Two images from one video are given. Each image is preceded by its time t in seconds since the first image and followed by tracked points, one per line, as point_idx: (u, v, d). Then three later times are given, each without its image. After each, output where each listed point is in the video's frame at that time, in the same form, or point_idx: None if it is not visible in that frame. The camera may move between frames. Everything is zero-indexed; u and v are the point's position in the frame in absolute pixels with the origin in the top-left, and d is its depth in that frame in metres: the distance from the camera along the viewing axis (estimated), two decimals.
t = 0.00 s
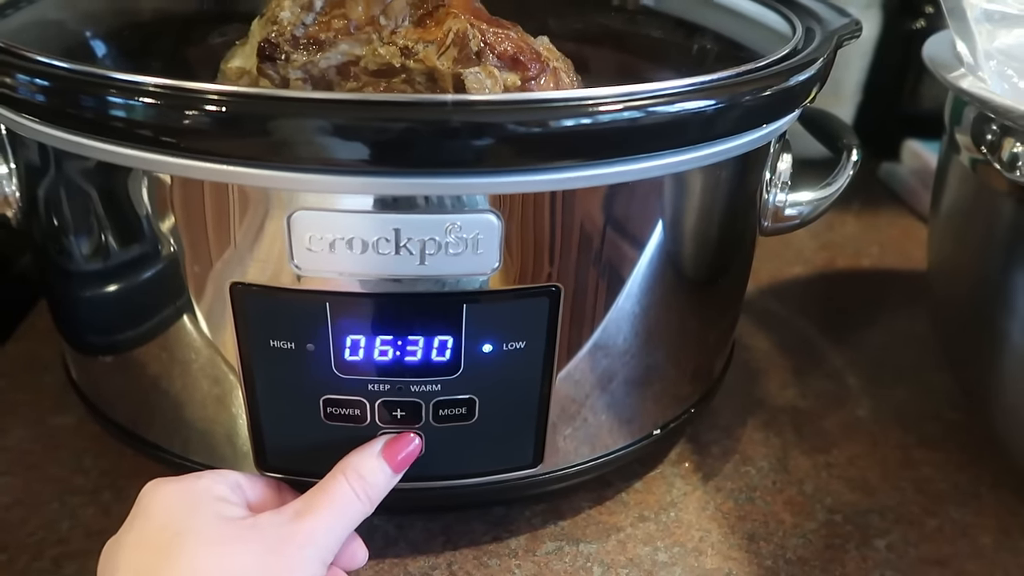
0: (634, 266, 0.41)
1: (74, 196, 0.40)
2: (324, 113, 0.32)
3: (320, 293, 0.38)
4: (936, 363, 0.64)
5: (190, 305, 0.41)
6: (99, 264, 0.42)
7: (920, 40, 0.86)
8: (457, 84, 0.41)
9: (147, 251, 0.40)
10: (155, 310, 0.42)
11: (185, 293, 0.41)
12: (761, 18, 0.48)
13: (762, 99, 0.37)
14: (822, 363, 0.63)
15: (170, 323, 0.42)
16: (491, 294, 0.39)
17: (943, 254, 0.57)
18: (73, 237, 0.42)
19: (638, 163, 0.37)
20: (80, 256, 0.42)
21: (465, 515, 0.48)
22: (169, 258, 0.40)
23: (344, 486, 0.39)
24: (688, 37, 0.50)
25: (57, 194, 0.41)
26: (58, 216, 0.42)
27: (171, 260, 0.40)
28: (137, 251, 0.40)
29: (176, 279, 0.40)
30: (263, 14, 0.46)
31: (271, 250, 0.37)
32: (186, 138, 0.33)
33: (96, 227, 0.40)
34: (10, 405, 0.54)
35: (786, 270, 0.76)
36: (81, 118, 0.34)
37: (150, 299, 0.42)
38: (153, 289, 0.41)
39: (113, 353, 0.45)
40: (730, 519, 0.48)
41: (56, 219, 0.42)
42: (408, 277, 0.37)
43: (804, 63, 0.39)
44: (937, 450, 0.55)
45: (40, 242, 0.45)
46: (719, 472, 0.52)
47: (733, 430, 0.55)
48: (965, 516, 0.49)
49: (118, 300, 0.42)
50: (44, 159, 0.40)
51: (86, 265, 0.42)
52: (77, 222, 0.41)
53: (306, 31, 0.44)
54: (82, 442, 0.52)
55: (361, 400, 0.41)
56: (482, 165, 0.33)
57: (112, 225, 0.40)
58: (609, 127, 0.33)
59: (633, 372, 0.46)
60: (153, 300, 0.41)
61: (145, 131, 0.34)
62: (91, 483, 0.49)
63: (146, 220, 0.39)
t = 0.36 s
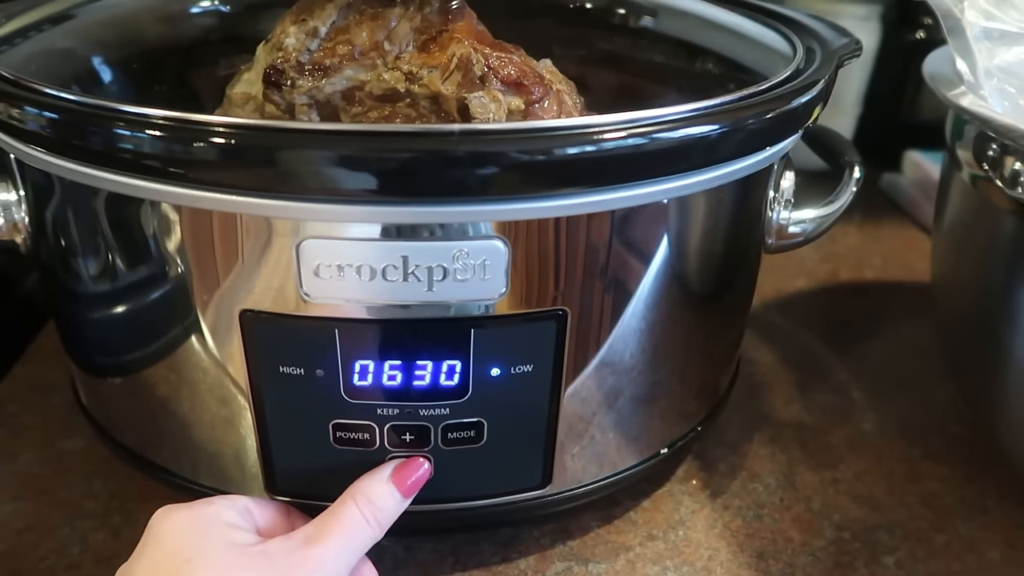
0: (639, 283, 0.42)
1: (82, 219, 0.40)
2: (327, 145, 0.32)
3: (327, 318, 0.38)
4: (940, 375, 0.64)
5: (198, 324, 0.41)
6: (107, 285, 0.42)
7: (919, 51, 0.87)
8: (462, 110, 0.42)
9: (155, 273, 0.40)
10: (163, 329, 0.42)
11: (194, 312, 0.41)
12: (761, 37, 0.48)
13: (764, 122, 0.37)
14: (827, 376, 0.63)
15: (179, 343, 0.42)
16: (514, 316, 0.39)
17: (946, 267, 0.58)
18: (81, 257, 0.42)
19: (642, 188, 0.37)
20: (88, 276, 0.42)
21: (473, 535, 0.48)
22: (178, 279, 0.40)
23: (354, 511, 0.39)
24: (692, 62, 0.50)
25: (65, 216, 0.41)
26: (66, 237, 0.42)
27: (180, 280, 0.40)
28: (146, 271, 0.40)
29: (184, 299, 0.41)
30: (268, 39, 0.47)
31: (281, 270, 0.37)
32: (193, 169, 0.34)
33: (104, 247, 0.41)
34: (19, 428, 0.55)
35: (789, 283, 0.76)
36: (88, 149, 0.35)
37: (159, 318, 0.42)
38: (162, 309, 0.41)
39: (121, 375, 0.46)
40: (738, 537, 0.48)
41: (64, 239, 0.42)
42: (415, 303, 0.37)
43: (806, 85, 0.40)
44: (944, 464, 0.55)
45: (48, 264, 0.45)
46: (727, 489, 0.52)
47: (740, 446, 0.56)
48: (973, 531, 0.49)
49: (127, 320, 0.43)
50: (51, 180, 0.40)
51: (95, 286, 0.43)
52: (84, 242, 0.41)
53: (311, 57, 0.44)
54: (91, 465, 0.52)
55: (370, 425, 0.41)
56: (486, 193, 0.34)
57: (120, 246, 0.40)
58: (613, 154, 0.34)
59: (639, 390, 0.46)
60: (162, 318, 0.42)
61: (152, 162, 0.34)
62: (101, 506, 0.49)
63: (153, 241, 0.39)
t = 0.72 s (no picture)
0: (652, 291, 0.41)
1: (84, 232, 0.40)
2: (329, 165, 0.31)
3: (335, 340, 0.38)
4: (950, 389, 0.63)
5: (200, 338, 0.40)
6: (109, 300, 0.41)
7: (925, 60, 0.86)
8: (471, 126, 0.41)
9: (159, 287, 0.39)
10: (166, 345, 0.41)
11: (195, 327, 0.40)
12: (771, 49, 0.48)
13: (779, 140, 0.37)
14: (836, 391, 0.63)
15: (181, 359, 0.42)
16: (524, 338, 0.39)
17: (957, 280, 0.57)
18: (82, 271, 0.41)
19: (652, 208, 0.36)
20: (90, 291, 0.42)
21: (481, 558, 0.48)
22: (181, 294, 0.39)
23: (362, 537, 0.40)
24: (703, 74, 0.50)
25: (66, 230, 0.40)
26: (68, 250, 0.41)
27: (183, 296, 0.39)
28: (149, 286, 0.40)
29: (187, 315, 0.40)
30: (274, 53, 0.46)
31: (286, 298, 0.37)
32: (199, 192, 0.33)
33: (106, 261, 0.40)
34: (20, 447, 0.54)
35: (796, 295, 0.76)
36: (92, 170, 0.34)
37: (162, 334, 0.41)
38: (165, 324, 0.41)
39: (123, 392, 0.45)
40: (750, 557, 0.48)
41: (66, 253, 0.41)
42: (425, 326, 0.37)
43: (819, 102, 0.39)
44: (956, 481, 0.54)
45: (50, 280, 0.45)
46: (737, 508, 0.51)
47: (749, 464, 0.55)
48: (988, 550, 0.49)
49: (129, 335, 0.42)
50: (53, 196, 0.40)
51: (96, 300, 0.42)
52: (86, 256, 0.40)
53: (318, 73, 0.43)
54: (94, 486, 0.51)
55: (379, 448, 0.41)
56: (495, 216, 0.33)
57: (121, 261, 0.39)
58: (624, 175, 0.33)
59: (650, 406, 0.45)
60: (166, 334, 0.41)
61: (157, 183, 0.33)
62: (104, 528, 0.48)
63: (156, 256, 0.38)
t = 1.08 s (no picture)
0: (639, 312, 0.42)
1: (76, 265, 0.40)
2: (314, 213, 0.33)
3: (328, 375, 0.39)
4: (927, 403, 0.65)
5: (194, 368, 0.41)
6: (101, 332, 0.42)
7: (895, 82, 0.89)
8: (458, 162, 0.43)
9: (151, 317, 0.40)
10: (160, 375, 0.42)
11: (189, 354, 0.41)
12: (745, 82, 0.50)
13: (758, 175, 0.39)
14: (818, 408, 0.64)
15: (176, 387, 0.42)
16: (514, 370, 0.40)
17: (930, 299, 0.59)
18: (74, 302, 0.42)
19: (637, 244, 0.38)
20: (82, 322, 0.42)
21: None
22: (173, 324, 0.40)
23: (363, 568, 0.40)
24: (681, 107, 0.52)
25: (58, 263, 0.41)
26: (59, 282, 0.42)
27: (175, 326, 0.40)
28: (141, 317, 0.40)
29: (179, 346, 0.41)
30: (264, 92, 0.47)
31: (281, 333, 0.38)
32: (191, 236, 0.34)
33: (97, 293, 0.41)
34: (12, 483, 0.54)
35: (777, 313, 0.77)
36: (88, 216, 0.35)
37: (155, 364, 0.42)
38: (158, 355, 0.42)
39: (117, 424, 0.46)
40: None
41: (57, 285, 0.42)
42: (419, 361, 0.38)
43: (794, 137, 0.41)
44: (935, 495, 0.56)
45: (43, 314, 0.45)
46: (725, 526, 0.52)
47: (735, 482, 0.56)
48: (967, 563, 0.50)
49: (122, 367, 0.43)
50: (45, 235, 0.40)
51: (89, 333, 0.43)
52: (78, 289, 0.41)
53: (308, 112, 0.45)
54: (88, 519, 0.51)
55: (375, 480, 0.42)
56: (482, 256, 0.34)
57: (114, 294, 0.40)
58: (609, 215, 0.35)
59: (638, 427, 0.47)
60: (158, 364, 0.42)
61: (151, 229, 0.35)
62: (98, 563, 0.48)
63: (149, 284, 0.39)
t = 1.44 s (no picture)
0: (636, 317, 0.42)
1: (70, 268, 0.40)
2: (310, 214, 0.32)
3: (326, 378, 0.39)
4: (918, 406, 0.66)
5: (188, 372, 0.41)
6: (95, 335, 0.42)
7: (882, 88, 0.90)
8: (458, 166, 0.43)
9: (146, 321, 0.40)
10: (154, 380, 0.42)
11: (184, 359, 0.41)
12: (741, 87, 0.50)
13: (756, 179, 0.39)
14: (811, 412, 0.65)
15: (171, 392, 0.42)
16: (512, 373, 0.40)
17: (922, 303, 0.59)
18: (68, 306, 0.42)
19: (636, 248, 0.38)
20: (76, 326, 0.42)
21: None
22: (168, 328, 0.40)
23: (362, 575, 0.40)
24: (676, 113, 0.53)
25: (53, 265, 0.41)
26: (53, 285, 0.41)
27: (170, 330, 0.40)
28: (136, 321, 0.40)
29: (174, 350, 0.40)
30: (259, 95, 0.47)
31: (277, 339, 0.38)
32: (187, 237, 0.34)
33: (91, 296, 0.40)
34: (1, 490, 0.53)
35: (768, 317, 0.78)
36: (83, 218, 0.35)
37: (150, 368, 0.41)
38: (152, 359, 0.41)
39: (110, 429, 0.45)
40: None
41: (51, 288, 0.42)
42: (419, 364, 0.38)
43: (792, 141, 0.41)
44: (928, 497, 0.56)
45: (35, 317, 0.44)
46: (721, 530, 0.52)
47: (731, 486, 0.56)
48: (962, 564, 0.51)
49: (116, 372, 0.42)
50: (38, 236, 0.40)
51: (82, 337, 0.42)
52: (72, 292, 0.41)
53: (306, 115, 0.44)
54: (79, 527, 0.51)
55: (374, 484, 0.42)
56: (479, 258, 0.34)
57: (109, 298, 0.40)
58: (608, 218, 0.35)
59: (635, 431, 0.47)
60: (153, 368, 0.41)
61: (147, 230, 0.34)
62: (91, 571, 0.48)
63: (144, 289, 0.39)
